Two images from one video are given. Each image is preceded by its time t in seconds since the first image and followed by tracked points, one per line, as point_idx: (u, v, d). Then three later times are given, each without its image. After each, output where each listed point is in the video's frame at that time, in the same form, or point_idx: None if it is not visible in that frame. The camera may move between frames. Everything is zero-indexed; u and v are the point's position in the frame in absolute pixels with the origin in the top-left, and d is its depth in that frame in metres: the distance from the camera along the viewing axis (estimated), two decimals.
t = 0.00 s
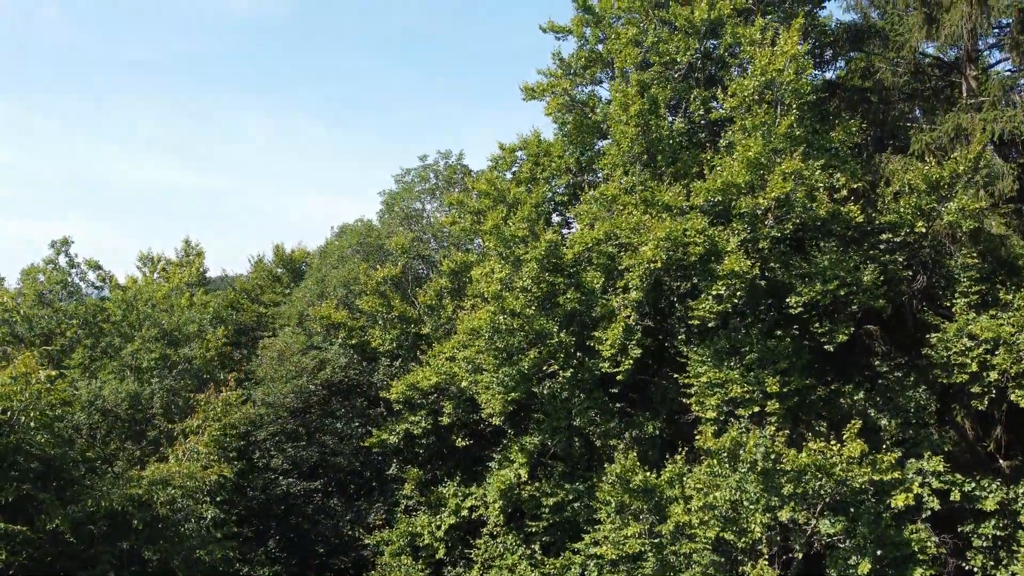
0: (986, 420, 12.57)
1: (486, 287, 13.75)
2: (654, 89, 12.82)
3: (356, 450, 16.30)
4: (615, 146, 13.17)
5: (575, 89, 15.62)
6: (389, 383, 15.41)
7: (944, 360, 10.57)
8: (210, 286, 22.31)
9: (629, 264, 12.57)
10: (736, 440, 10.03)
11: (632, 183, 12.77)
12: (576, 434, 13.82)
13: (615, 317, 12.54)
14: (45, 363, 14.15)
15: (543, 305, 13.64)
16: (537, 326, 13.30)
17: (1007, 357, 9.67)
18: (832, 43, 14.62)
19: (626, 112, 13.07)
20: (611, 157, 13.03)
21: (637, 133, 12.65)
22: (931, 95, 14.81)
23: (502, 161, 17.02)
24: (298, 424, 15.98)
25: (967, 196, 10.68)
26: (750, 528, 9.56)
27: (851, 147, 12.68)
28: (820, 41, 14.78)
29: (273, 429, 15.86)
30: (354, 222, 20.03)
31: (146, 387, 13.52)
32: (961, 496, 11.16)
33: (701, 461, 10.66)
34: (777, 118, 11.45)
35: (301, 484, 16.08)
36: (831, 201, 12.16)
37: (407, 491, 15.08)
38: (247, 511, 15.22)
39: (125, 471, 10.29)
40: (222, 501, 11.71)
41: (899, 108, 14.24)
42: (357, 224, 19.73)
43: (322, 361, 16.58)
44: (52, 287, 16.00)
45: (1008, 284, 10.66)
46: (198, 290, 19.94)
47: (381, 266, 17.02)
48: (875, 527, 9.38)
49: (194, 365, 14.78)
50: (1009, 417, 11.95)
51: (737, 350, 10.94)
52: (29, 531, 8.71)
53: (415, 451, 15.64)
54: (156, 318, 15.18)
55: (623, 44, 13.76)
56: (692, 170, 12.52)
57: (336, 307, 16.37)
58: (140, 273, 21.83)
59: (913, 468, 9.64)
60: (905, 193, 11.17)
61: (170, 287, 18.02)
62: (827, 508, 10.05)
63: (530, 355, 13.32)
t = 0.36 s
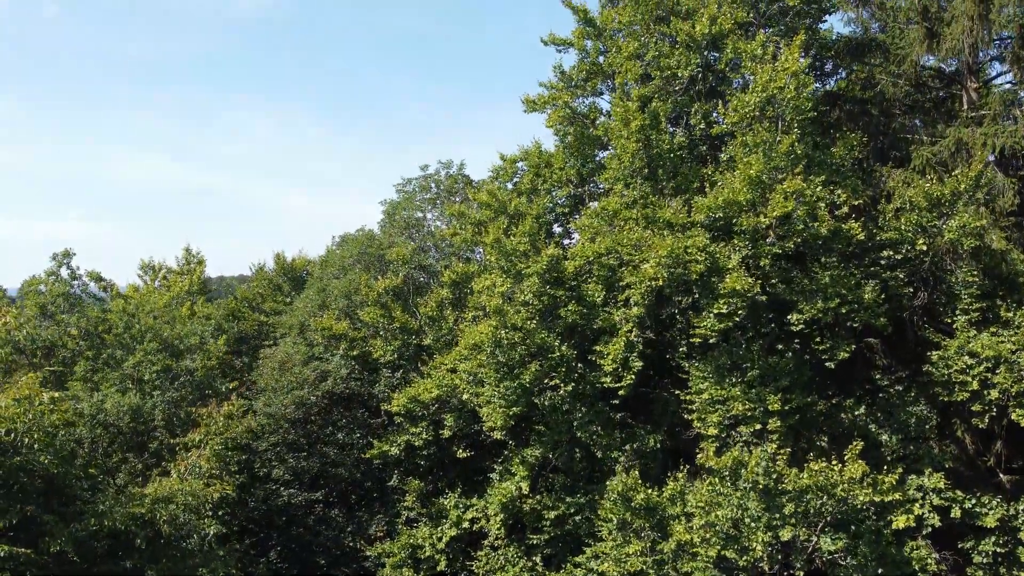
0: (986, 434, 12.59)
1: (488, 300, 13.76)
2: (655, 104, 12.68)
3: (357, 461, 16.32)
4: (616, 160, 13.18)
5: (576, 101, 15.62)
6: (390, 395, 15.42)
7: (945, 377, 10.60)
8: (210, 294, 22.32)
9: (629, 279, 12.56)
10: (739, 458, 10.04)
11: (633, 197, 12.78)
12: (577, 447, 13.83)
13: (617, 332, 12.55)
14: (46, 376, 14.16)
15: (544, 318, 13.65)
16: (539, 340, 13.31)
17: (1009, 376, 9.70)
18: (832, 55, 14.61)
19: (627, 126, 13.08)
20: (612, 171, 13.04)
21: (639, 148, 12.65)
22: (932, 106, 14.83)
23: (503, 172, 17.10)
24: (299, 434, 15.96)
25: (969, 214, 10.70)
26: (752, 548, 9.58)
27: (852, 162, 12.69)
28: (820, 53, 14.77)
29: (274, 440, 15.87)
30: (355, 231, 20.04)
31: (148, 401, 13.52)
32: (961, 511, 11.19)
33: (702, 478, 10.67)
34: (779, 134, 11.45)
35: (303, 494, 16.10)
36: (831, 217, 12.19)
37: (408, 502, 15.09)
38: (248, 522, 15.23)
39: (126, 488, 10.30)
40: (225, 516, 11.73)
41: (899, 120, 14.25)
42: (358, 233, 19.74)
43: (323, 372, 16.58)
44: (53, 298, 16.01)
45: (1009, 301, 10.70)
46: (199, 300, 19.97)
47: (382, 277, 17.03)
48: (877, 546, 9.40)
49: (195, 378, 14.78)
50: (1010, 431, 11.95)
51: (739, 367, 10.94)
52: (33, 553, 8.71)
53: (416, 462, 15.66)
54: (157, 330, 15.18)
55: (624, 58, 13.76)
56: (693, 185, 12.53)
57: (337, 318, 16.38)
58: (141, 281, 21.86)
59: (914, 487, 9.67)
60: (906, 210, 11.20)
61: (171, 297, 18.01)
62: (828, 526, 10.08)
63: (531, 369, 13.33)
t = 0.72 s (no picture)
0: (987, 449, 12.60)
1: (488, 315, 13.75)
2: (655, 120, 12.66)
3: (358, 473, 16.32)
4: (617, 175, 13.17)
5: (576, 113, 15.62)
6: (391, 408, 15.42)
7: (946, 396, 10.61)
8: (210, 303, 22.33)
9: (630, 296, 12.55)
10: (740, 479, 10.04)
11: (633, 213, 12.78)
12: (577, 461, 13.83)
13: (617, 348, 12.55)
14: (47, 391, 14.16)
15: (545, 333, 13.65)
16: (540, 355, 13.31)
17: (1010, 397, 9.70)
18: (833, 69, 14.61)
19: (628, 141, 13.08)
20: (612, 186, 13.04)
21: (640, 164, 12.65)
22: (932, 119, 14.82)
23: (504, 184, 17.11)
24: (300, 446, 15.98)
25: (970, 232, 10.71)
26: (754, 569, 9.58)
27: (852, 178, 12.69)
28: (820, 67, 14.78)
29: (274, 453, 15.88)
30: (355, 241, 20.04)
31: (148, 417, 13.51)
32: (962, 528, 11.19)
33: (703, 497, 10.68)
34: (780, 152, 11.46)
35: (303, 507, 16.10)
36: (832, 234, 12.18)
37: (409, 515, 15.09)
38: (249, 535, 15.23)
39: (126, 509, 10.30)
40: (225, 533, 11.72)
41: (900, 134, 14.24)
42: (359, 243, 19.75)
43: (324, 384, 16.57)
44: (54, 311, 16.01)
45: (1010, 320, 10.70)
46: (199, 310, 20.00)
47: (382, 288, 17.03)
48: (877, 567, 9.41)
49: (196, 392, 14.77)
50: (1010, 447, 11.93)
51: (740, 386, 10.95)
52: None
53: (417, 474, 15.65)
54: (158, 344, 15.18)
55: (625, 73, 13.75)
56: (693, 201, 12.53)
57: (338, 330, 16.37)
58: (141, 290, 21.90)
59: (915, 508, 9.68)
60: (907, 228, 11.20)
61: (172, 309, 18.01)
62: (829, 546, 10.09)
63: (532, 385, 13.33)
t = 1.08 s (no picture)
0: (989, 464, 12.56)
1: (489, 328, 13.73)
2: (655, 134, 12.63)
3: (358, 484, 16.31)
4: (617, 189, 13.16)
5: (577, 125, 15.59)
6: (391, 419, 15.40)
7: (948, 413, 10.60)
8: (210, 311, 22.33)
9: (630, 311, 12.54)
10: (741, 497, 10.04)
11: (634, 226, 12.77)
12: (578, 474, 13.83)
13: (618, 362, 12.54)
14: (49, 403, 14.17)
15: (546, 347, 13.61)
16: (541, 369, 13.29)
17: (1011, 415, 9.69)
18: (834, 81, 14.59)
19: (628, 155, 13.06)
20: (613, 200, 13.03)
21: (640, 178, 12.64)
22: (933, 130, 14.79)
23: (505, 195, 17.13)
24: (300, 457, 15.96)
25: (972, 249, 10.67)
26: None
27: (853, 191, 12.68)
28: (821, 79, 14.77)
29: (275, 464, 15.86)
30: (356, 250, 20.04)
31: (150, 430, 13.51)
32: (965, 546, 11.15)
33: (704, 514, 10.67)
34: (781, 168, 11.45)
35: (303, 518, 16.09)
36: (833, 249, 12.17)
37: (408, 527, 15.05)
38: (250, 546, 15.23)
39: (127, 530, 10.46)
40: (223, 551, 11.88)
41: (900, 146, 14.22)
42: (359, 252, 19.75)
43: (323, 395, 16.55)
44: (56, 324, 16.06)
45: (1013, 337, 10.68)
46: (199, 318, 20.01)
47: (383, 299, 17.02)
48: None
49: (197, 404, 14.77)
50: (1012, 462, 11.91)
51: (742, 402, 10.94)
52: None
53: (417, 485, 15.65)
54: (159, 356, 15.18)
55: (626, 85, 13.75)
56: (694, 216, 12.52)
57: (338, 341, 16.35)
58: (142, 299, 21.91)
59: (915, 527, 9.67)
60: (909, 244, 11.20)
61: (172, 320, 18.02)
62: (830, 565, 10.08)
63: (532, 397, 13.30)
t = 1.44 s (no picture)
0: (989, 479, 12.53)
1: (489, 341, 13.71)
2: (656, 148, 12.61)
3: (358, 495, 16.30)
4: (618, 202, 13.14)
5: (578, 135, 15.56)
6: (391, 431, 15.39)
7: (949, 430, 10.58)
8: (210, 319, 22.31)
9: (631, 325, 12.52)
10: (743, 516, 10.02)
11: (634, 240, 12.75)
12: (579, 487, 13.81)
13: (619, 376, 12.52)
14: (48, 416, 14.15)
15: (546, 360, 13.58)
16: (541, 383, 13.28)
17: (1012, 433, 9.67)
18: (834, 92, 14.57)
19: (629, 168, 13.04)
20: (613, 213, 13.01)
21: (641, 191, 12.62)
22: (934, 141, 14.76)
23: (505, 205, 17.13)
24: (300, 467, 15.91)
25: (973, 266, 10.66)
26: None
27: (855, 205, 12.66)
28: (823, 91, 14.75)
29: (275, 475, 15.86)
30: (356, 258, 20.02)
31: (150, 443, 13.49)
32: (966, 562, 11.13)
33: (705, 531, 10.66)
34: (782, 184, 11.43)
35: (303, 528, 16.09)
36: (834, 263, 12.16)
37: (408, 539, 15.04)
38: (250, 558, 15.23)
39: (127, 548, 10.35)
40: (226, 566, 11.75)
41: (902, 158, 14.20)
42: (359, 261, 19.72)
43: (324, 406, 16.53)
44: (56, 334, 16.02)
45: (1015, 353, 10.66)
46: (199, 327, 20.00)
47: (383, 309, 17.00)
48: None
49: (197, 416, 14.76)
50: (1013, 478, 11.87)
51: (743, 419, 10.92)
52: None
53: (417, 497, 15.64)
54: (159, 368, 15.16)
55: (626, 98, 13.73)
56: (695, 230, 12.50)
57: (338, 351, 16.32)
58: (142, 307, 21.88)
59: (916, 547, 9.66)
60: (910, 260, 11.18)
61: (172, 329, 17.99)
62: None
63: (533, 411, 13.29)
